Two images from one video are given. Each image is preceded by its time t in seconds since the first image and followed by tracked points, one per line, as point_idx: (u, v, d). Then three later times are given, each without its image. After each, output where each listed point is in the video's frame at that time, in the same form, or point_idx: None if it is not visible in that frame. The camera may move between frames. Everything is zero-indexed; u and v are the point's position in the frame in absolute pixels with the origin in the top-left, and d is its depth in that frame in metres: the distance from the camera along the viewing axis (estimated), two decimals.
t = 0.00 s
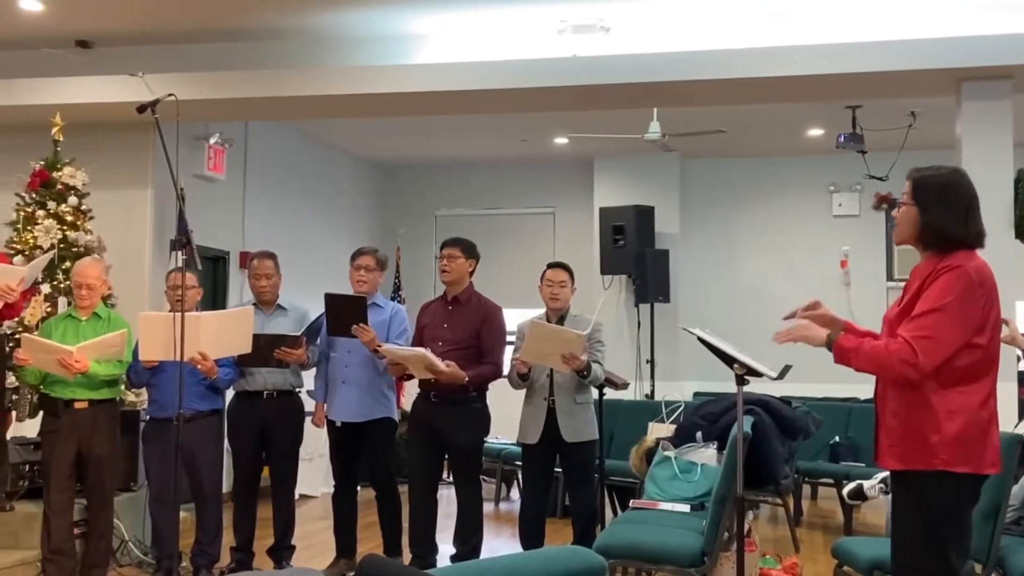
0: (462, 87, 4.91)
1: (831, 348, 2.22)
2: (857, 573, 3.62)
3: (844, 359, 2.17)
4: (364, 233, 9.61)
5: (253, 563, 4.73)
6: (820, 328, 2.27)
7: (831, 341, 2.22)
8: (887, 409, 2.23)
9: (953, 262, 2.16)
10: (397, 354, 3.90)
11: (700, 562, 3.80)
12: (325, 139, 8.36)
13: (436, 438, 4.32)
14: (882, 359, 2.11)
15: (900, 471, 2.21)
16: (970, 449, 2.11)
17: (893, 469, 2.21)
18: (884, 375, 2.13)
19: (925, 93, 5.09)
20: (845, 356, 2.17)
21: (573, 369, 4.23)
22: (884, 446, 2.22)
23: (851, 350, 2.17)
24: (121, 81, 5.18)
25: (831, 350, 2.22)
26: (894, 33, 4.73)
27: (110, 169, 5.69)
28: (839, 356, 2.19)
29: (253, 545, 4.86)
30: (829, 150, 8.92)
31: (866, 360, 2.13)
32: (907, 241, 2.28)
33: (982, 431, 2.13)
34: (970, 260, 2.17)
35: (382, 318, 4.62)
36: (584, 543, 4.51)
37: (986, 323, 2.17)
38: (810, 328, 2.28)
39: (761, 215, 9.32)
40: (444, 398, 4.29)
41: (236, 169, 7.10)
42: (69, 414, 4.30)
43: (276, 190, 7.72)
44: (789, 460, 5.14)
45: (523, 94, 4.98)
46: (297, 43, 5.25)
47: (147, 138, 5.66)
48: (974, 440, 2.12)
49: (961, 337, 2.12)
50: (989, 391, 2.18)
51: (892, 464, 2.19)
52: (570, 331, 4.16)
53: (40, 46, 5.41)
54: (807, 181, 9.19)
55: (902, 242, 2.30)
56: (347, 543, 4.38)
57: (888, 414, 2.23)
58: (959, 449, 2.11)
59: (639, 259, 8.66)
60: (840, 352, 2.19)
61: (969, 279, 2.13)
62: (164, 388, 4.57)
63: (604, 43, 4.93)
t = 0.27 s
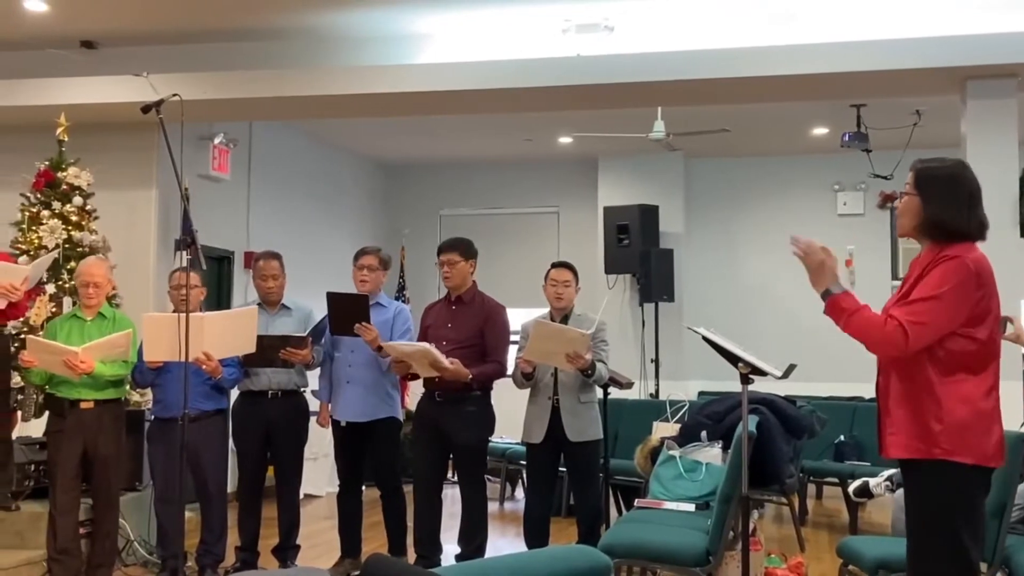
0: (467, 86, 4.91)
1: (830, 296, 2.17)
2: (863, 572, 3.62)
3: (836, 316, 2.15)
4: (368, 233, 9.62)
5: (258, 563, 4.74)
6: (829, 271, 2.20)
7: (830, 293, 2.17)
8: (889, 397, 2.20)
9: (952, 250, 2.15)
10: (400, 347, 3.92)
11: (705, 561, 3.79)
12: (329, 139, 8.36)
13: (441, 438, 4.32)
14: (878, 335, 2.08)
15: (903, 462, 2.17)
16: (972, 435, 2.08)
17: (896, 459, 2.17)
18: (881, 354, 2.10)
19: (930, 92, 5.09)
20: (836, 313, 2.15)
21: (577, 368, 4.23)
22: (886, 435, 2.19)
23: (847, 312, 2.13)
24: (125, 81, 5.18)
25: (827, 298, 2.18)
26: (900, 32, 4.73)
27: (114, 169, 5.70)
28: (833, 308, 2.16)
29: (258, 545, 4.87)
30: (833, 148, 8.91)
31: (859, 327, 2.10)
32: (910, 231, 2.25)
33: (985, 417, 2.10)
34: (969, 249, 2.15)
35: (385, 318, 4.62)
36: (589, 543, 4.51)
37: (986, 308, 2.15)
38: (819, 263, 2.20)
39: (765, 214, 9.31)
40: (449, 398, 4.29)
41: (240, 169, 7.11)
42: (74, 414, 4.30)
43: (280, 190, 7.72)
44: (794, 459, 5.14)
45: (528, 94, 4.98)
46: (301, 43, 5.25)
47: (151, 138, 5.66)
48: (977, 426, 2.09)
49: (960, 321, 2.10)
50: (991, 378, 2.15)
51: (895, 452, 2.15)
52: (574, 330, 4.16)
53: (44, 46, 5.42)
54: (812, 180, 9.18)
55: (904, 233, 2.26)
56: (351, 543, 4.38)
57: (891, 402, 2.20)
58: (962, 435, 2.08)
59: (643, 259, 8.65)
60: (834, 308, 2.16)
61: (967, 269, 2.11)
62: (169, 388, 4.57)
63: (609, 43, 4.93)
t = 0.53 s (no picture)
0: (473, 86, 4.91)
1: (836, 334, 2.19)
2: (870, 571, 3.61)
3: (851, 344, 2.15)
4: (374, 233, 9.62)
5: (265, 562, 4.74)
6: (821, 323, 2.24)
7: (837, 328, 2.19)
8: (895, 404, 2.21)
9: (956, 254, 2.15)
10: (406, 343, 3.93)
11: (712, 560, 3.79)
12: (334, 139, 8.37)
13: (448, 438, 4.32)
14: (891, 351, 2.10)
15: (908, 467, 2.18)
16: (977, 443, 2.10)
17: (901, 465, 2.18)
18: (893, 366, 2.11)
19: (938, 89, 5.08)
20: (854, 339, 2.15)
21: (582, 367, 4.24)
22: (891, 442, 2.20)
23: (860, 336, 2.15)
24: (131, 82, 5.19)
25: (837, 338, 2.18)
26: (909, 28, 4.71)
27: (120, 169, 5.71)
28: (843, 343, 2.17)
29: (265, 545, 4.87)
30: (839, 147, 8.89)
31: (876, 351, 2.12)
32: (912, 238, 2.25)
33: (989, 424, 2.12)
34: (972, 254, 2.16)
35: (391, 317, 4.62)
36: (595, 542, 4.51)
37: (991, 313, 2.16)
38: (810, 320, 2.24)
39: (771, 213, 9.30)
40: (455, 397, 4.29)
41: (246, 169, 7.12)
42: (83, 414, 4.31)
43: (286, 190, 7.73)
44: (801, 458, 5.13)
45: (536, 93, 4.98)
46: (308, 43, 5.25)
47: (158, 138, 5.67)
48: (981, 433, 2.11)
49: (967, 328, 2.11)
50: (995, 384, 2.17)
51: (901, 459, 2.16)
52: (579, 329, 4.16)
53: (50, 47, 5.43)
54: (817, 178, 9.17)
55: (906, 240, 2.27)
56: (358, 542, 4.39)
57: (896, 409, 2.20)
58: (967, 442, 2.10)
59: (649, 258, 8.64)
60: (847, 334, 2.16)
61: (971, 269, 2.12)
62: (176, 388, 4.58)
63: (615, 41, 4.93)
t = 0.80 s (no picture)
0: (481, 85, 4.91)
1: (835, 284, 2.17)
2: (879, 570, 3.60)
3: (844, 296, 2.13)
4: (381, 232, 9.63)
5: (273, 562, 4.75)
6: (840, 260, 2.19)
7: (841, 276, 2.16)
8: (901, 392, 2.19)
9: (964, 245, 2.13)
10: (418, 349, 3.91)
11: (720, 559, 3.79)
12: (342, 139, 8.37)
13: (456, 438, 4.32)
14: (882, 318, 2.07)
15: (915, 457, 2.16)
16: (984, 430, 2.07)
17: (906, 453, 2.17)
18: (886, 337, 2.08)
19: (948, 88, 5.06)
20: (845, 295, 2.13)
21: (589, 366, 4.25)
22: (895, 429, 2.18)
23: (854, 294, 2.12)
24: (139, 82, 5.20)
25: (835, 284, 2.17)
26: (919, 27, 4.70)
27: (129, 170, 5.72)
28: (840, 293, 2.15)
29: (273, 544, 4.88)
30: (846, 145, 8.87)
31: (868, 309, 2.08)
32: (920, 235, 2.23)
33: (995, 414, 2.09)
34: (979, 246, 2.14)
35: (399, 317, 4.62)
36: (604, 542, 4.51)
37: (998, 303, 2.14)
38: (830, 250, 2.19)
39: (778, 212, 9.29)
40: (464, 398, 4.29)
41: (254, 170, 7.13)
42: (93, 414, 4.33)
43: (294, 190, 7.74)
44: (809, 457, 5.12)
45: (544, 92, 4.98)
46: (316, 43, 5.26)
47: (166, 139, 5.68)
48: (987, 422, 2.08)
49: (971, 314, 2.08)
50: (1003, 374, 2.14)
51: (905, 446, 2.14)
52: (586, 328, 4.15)
53: (59, 48, 5.44)
54: (825, 177, 9.16)
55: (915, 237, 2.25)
56: (366, 541, 4.40)
57: (901, 396, 2.18)
58: (972, 430, 2.07)
59: (657, 257, 8.64)
60: (844, 290, 2.14)
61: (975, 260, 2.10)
62: (184, 388, 4.59)
63: (622, 41, 4.92)
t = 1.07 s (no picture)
0: (491, 84, 4.91)
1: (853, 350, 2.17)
2: (889, 569, 3.60)
3: (869, 356, 2.14)
4: (391, 232, 9.64)
5: (284, 561, 4.76)
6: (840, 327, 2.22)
7: (854, 340, 2.17)
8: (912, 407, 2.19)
9: (971, 257, 2.12)
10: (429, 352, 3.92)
11: (731, 558, 3.79)
12: (350, 139, 8.38)
13: (466, 437, 4.32)
14: (912, 359, 2.07)
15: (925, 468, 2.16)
16: (995, 444, 2.07)
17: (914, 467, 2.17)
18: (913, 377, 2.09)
19: (961, 85, 5.04)
20: (869, 355, 2.14)
21: (598, 365, 4.22)
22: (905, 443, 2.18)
23: (877, 349, 2.13)
24: (149, 83, 5.21)
25: (854, 351, 2.18)
26: (932, 24, 4.68)
27: (139, 170, 5.74)
28: (863, 353, 2.15)
29: (284, 544, 4.89)
30: (855, 143, 8.85)
31: (893, 360, 2.09)
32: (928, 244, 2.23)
33: (1006, 425, 2.09)
34: (988, 256, 2.13)
35: (409, 317, 4.63)
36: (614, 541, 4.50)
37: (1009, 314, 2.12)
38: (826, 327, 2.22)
39: (786, 211, 9.28)
40: (474, 398, 4.30)
41: (264, 170, 7.15)
42: (105, 414, 4.34)
43: (303, 190, 7.76)
44: (820, 456, 5.11)
45: (555, 91, 4.98)
46: (325, 44, 5.26)
47: (175, 139, 5.70)
48: (998, 434, 2.08)
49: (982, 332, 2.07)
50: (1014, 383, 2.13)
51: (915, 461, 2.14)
52: (594, 327, 4.14)
53: (69, 49, 5.46)
54: (833, 175, 9.14)
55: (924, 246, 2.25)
56: (377, 541, 4.40)
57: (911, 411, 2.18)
58: (984, 444, 2.07)
59: (666, 256, 8.62)
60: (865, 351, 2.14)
61: (984, 274, 2.09)
62: (194, 388, 4.60)
63: (631, 39, 4.92)
